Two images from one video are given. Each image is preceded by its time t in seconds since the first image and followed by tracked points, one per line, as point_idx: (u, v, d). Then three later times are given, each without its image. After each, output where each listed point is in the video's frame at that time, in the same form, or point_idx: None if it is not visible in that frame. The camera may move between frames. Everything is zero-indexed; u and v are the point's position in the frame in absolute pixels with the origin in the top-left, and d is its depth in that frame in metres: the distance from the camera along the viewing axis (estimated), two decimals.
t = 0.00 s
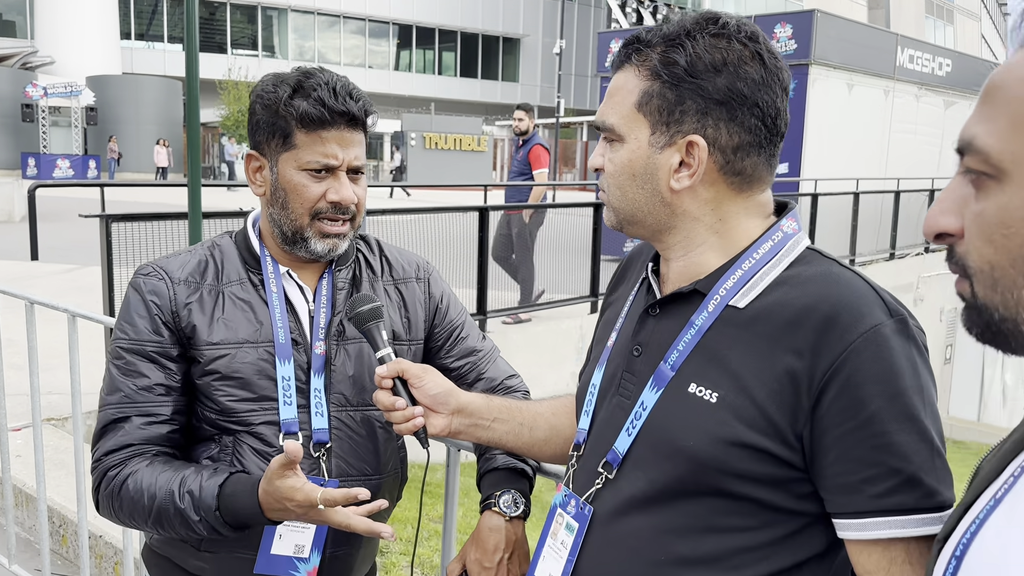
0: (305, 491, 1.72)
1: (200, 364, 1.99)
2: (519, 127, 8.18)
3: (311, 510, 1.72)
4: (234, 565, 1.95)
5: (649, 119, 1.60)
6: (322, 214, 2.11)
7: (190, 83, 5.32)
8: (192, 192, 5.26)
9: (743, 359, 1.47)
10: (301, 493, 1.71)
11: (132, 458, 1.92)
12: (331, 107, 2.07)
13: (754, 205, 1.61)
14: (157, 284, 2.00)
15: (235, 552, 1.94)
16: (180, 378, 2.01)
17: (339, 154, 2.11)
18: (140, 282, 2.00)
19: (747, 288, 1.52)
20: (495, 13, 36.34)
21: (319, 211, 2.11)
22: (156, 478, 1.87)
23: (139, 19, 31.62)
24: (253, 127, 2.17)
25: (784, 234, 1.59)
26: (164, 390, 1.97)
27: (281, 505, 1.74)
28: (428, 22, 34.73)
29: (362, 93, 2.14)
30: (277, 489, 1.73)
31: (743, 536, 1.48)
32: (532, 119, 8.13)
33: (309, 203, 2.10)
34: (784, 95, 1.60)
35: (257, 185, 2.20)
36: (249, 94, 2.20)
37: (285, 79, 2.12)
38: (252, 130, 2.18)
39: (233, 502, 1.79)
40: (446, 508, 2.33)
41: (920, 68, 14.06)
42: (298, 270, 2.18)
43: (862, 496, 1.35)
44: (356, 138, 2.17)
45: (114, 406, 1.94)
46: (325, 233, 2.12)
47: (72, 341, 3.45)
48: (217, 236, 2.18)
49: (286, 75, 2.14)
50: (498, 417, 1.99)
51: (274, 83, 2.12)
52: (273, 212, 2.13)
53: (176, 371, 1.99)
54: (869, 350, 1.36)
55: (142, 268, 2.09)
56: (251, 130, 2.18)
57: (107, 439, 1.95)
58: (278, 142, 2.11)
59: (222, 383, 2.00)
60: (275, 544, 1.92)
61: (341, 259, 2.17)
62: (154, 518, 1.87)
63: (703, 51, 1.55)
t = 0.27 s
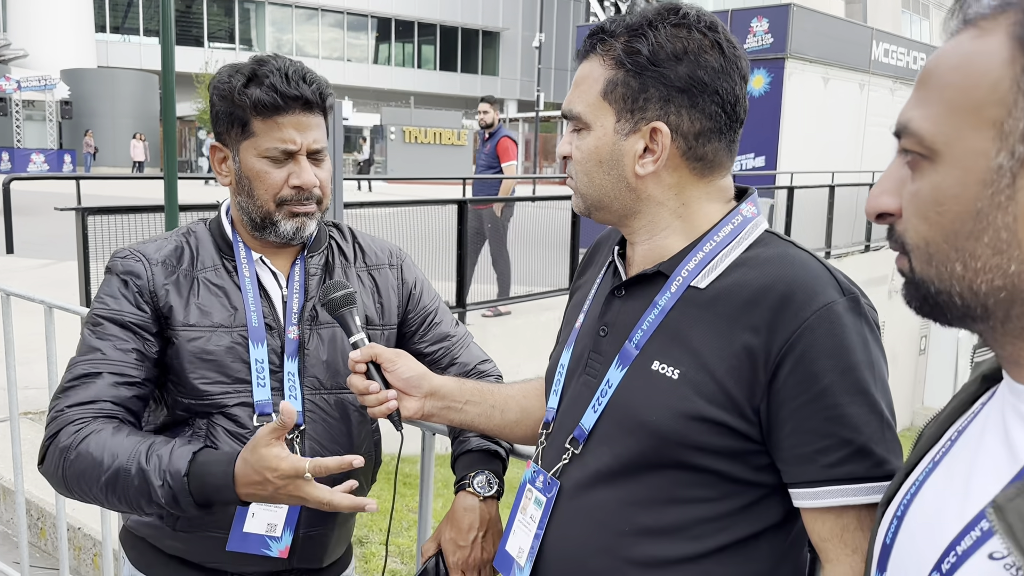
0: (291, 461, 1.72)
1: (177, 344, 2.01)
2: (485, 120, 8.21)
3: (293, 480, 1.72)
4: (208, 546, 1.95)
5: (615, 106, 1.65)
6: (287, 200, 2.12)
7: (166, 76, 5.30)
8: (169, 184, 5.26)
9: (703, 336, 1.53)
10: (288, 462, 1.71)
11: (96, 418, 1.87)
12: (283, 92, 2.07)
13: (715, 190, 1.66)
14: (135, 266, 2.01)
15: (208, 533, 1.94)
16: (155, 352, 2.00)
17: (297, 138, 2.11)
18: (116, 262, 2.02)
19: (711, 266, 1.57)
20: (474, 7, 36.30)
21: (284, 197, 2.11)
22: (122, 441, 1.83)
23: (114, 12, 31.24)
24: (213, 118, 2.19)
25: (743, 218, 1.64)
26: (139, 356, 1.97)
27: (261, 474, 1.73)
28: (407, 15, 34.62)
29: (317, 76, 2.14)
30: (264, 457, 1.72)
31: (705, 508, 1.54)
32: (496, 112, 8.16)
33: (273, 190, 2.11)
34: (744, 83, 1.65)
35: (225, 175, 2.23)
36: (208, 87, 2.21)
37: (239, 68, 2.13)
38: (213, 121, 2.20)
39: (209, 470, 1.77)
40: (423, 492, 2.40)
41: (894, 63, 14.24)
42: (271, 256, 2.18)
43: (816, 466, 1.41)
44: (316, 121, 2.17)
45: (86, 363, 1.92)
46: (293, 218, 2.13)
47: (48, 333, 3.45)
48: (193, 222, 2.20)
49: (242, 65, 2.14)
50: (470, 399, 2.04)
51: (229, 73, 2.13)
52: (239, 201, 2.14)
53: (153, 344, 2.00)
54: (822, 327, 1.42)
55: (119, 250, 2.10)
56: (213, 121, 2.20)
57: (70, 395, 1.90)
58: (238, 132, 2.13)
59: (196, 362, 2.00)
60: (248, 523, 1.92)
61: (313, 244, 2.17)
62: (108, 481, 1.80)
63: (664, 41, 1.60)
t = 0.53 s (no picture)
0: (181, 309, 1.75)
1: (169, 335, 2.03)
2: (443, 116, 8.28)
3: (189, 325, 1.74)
4: (208, 534, 2.01)
5: (604, 100, 1.71)
6: (264, 197, 2.01)
7: (145, 71, 5.28)
8: (148, 179, 5.24)
9: (689, 321, 1.59)
10: (179, 307, 1.74)
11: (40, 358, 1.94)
12: (238, 91, 1.95)
13: (698, 180, 1.73)
14: (127, 257, 2.04)
15: (209, 519, 2.00)
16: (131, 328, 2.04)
17: (262, 135, 2.00)
18: (111, 254, 2.04)
19: (692, 258, 1.64)
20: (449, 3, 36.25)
21: (259, 195, 2.01)
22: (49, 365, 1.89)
23: (83, 6, 30.76)
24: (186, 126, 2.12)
25: (724, 208, 1.71)
26: (103, 329, 2.00)
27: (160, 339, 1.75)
28: (382, 11, 34.43)
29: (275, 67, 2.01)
30: (156, 317, 1.75)
31: (690, 485, 1.61)
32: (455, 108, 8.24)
33: (248, 189, 2.02)
34: (726, 79, 1.73)
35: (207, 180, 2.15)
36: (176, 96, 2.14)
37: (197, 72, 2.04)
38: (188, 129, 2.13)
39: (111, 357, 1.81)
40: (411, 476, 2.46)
41: (865, 60, 14.48)
42: (264, 247, 2.19)
43: (797, 443, 1.48)
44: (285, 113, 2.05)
45: (53, 323, 2.01)
46: (275, 214, 2.03)
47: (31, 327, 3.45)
48: (184, 215, 2.21)
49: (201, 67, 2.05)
50: (460, 386, 2.10)
51: (188, 79, 2.04)
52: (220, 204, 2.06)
53: (124, 324, 2.03)
54: (802, 311, 1.49)
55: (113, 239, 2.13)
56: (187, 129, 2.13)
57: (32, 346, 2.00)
58: (207, 137, 2.04)
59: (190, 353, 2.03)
60: (247, 508, 1.99)
61: (306, 235, 2.20)
62: (33, 404, 1.85)
63: (651, 38, 1.67)
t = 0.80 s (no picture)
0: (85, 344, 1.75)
1: (174, 346, 2.01)
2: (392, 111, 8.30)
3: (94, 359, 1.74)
4: (220, 532, 2.02)
5: (618, 100, 1.73)
6: (269, 194, 2.00)
7: (121, 68, 5.21)
8: (125, 178, 5.17)
9: (705, 316, 1.63)
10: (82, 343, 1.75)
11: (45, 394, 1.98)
12: (251, 86, 1.94)
13: (710, 177, 1.77)
14: (126, 269, 2.00)
15: (223, 519, 2.01)
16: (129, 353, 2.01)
17: (271, 132, 1.99)
18: (111, 266, 2.00)
19: (707, 253, 1.67)
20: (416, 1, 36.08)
21: (264, 192, 2.00)
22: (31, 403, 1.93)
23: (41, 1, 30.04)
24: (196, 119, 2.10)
25: (736, 205, 1.74)
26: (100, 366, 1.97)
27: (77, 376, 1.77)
28: (348, 8, 33.96)
29: (289, 66, 2.00)
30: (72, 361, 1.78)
31: (707, 475, 1.64)
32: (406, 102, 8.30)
33: (254, 185, 2.00)
34: (737, 77, 1.77)
35: (213, 174, 2.14)
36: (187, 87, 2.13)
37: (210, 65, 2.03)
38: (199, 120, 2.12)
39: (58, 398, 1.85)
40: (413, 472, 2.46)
41: (830, 61, 14.73)
42: (268, 246, 2.17)
43: (814, 433, 1.52)
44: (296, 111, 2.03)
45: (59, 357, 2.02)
46: (278, 211, 2.01)
47: (14, 327, 3.40)
48: (186, 216, 2.18)
49: (215, 61, 2.03)
50: (470, 381, 2.13)
51: (201, 71, 2.03)
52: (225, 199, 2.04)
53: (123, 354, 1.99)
54: (818, 305, 1.53)
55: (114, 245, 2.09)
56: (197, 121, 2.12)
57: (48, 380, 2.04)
58: (216, 131, 2.03)
59: (198, 359, 2.03)
60: (260, 508, 2.00)
61: (313, 233, 2.20)
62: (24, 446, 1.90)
63: (664, 38, 1.70)
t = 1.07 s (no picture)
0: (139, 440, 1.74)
1: (195, 348, 2.02)
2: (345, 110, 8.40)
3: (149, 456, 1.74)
4: (240, 529, 2.01)
5: (639, 107, 1.79)
6: (291, 195, 2.03)
7: (97, 68, 5.14)
8: (101, 179, 5.09)
9: (729, 313, 1.70)
10: (135, 442, 1.74)
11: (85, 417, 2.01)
12: (279, 88, 1.98)
13: (727, 179, 1.84)
14: (145, 272, 2.01)
15: (241, 516, 2.00)
16: (150, 361, 2.02)
17: (296, 134, 2.01)
18: (128, 271, 2.01)
19: (730, 252, 1.75)
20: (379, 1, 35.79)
21: (285, 193, 2.02)
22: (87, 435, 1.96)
23: None
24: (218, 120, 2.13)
25: (754, 206, 1.82)
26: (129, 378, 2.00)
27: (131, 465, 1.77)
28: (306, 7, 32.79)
29: (314, 69, 2.03)
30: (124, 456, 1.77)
31: (732, 465, 1.70)
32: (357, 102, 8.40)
33: (276, 185, 2.02)
34: (751, 81, 1.84)
35: (235, 174, 2.17)
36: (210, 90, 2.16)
37: (234, 68, 2.06)
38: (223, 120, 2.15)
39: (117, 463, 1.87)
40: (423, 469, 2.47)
41: (792, 64, 15.00)
42: (285, 247, 2.19)
43: (835, 423, 1.59)
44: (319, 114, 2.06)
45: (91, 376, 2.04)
46: (298, 213, 2.04)
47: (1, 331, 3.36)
48: (204, 219, 2.20)
49: (242, 63, 2.07)
50: (488, 377, 2.18)
51: (226, 74, 2.06)
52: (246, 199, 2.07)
53: (147, 361, 2.01)
54: (839, 301, 1.60)
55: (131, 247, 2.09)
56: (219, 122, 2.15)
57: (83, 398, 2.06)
58: (239, 132, 2.05)
59: (218, 361, 2.03)
60: (279, 506, 1.99)
61: (329, 234, 2.22)
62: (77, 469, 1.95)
63: (682, 47, 1.76)
